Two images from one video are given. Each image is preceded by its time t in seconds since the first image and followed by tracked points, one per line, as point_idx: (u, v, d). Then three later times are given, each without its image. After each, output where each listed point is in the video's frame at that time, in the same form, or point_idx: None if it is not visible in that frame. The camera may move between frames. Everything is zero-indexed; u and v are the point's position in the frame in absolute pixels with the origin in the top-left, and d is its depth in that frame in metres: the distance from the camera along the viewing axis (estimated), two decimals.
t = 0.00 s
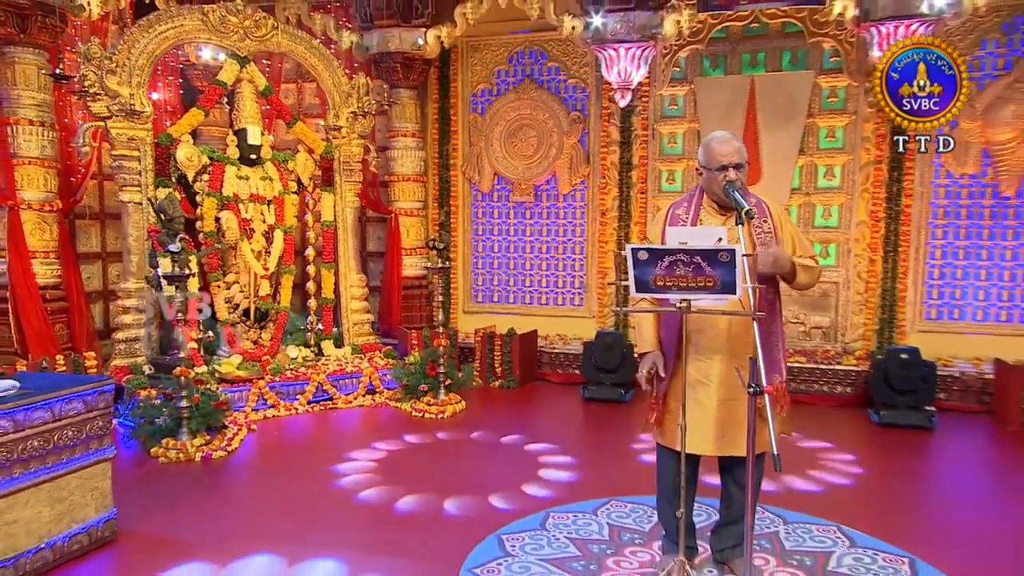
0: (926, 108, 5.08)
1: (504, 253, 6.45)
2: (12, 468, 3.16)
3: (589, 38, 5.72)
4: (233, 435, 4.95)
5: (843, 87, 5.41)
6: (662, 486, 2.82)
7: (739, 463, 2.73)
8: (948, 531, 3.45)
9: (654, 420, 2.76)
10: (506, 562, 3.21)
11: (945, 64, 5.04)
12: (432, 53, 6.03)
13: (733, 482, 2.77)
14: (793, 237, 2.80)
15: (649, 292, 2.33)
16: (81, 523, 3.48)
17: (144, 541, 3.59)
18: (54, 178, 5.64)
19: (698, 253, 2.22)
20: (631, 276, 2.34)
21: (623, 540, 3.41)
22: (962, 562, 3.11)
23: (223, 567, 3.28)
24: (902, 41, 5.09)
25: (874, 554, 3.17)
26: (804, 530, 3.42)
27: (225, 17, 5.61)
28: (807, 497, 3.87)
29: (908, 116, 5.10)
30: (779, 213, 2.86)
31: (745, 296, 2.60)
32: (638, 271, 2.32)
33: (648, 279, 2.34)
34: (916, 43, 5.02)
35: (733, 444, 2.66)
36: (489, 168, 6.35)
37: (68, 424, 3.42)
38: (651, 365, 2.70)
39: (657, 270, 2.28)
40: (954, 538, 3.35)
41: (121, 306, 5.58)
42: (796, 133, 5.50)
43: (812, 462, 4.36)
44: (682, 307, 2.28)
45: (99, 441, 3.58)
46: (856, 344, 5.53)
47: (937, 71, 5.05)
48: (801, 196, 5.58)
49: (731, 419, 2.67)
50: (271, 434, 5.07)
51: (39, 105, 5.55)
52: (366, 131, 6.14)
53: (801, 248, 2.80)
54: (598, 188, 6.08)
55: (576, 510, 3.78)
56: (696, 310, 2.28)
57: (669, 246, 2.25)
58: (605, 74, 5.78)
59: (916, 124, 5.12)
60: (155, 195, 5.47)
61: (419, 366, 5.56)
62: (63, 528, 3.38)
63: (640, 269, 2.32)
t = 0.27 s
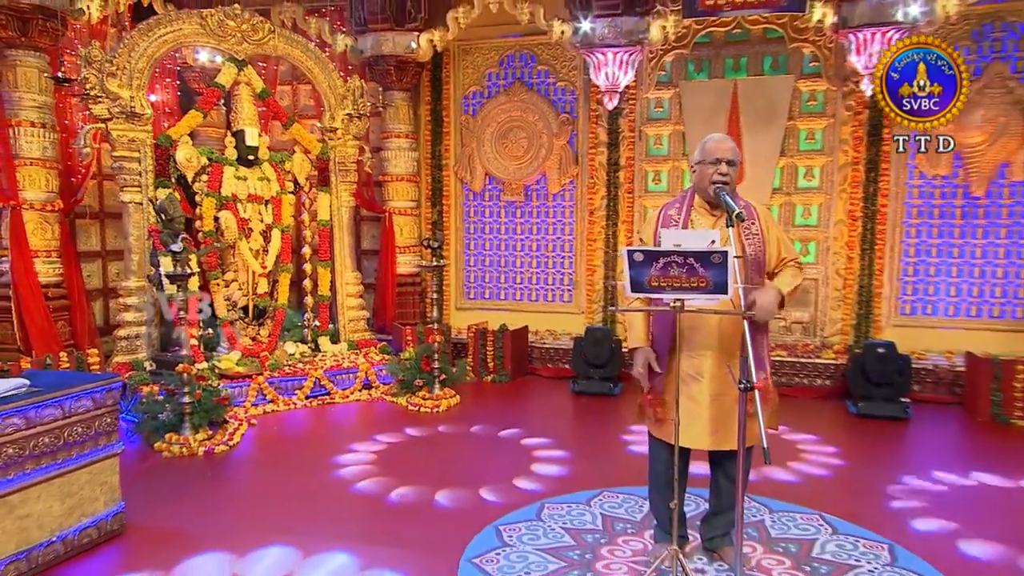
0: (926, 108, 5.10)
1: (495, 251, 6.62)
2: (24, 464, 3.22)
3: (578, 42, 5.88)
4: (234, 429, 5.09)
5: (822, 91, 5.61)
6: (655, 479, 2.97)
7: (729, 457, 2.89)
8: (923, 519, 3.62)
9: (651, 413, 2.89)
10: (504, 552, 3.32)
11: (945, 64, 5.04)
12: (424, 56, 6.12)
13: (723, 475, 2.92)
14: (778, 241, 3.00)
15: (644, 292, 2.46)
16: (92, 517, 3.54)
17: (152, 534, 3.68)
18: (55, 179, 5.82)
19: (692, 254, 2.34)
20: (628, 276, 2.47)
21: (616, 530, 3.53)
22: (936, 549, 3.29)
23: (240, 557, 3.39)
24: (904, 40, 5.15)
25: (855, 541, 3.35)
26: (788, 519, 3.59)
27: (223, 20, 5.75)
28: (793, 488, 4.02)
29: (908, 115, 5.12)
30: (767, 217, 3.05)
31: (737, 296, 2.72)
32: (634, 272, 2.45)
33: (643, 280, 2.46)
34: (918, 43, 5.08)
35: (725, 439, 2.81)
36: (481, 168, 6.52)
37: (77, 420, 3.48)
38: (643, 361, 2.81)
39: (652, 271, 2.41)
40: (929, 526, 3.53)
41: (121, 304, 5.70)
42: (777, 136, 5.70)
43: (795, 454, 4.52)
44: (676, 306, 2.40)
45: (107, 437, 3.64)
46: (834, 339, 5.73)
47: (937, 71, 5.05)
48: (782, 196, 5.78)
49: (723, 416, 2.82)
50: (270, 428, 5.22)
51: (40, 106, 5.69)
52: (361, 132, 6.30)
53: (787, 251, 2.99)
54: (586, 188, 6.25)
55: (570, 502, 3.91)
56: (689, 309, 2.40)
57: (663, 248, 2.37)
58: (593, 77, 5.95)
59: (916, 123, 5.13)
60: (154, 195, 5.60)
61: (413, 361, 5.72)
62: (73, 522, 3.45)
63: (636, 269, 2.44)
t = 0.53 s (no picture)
0: (928, 107, 5.47)
1: (485, 250, 6.85)
2: (38, 461, 3.37)
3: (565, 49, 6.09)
4: (235, 425, 5.29)
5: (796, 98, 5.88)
6: (645, 470, 3.10)
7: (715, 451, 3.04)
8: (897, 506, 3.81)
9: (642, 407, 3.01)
10: (501, 542, 3.51)
11: (945, 64, 5.42)
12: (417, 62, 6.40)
13: (709, 470, 3.07)
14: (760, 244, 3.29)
15: (636, 295, 2.57)
16: (102, 512, 3.70)
17: (162, 527, 3.83)
18: (57, 181, 5.99)
19: (682, 259, 2.49)
20: (620, 280, 2.58)
21: (606, 519, 3.73)
22: (907, 534, 3.48)
23: (251, 548, 3.56)
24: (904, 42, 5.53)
25: (833, 527, 3.54)
26: (769, 508, 3.76)
27: (220, 27, 5.92)
28: (772, 479, 4.21)
29: (909, 115, 5.52)
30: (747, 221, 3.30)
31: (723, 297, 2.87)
32: (627, 276, 2.56)
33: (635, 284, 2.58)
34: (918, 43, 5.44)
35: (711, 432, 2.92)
36: (471, 170, 6.73)
37: (88, 419, 3.64)
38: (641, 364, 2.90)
39: (644, 275, 2.54)
40: (901, 512, 3.72)
41: (123, 303, 5.87)
42: (755, 140, 5.96)
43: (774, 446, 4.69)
44: (667, 308, 2.52)
45: (117, 435, 3.81)
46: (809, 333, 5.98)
47: (937, 71, 5.43)
48: (759, 198, 6.03)
49: (710, 410, 2.92)
50: (269, 423, 5.42)
51: (42, 110, 5.85)
52: (355, 135, 6.50)
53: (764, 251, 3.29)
54: (573, 189, 6.48)
55: (562, 493, 4.11)
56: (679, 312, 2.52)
57: (655, 253, 2.51)
58: (579, 81, 6.18)
59: (918, 123, 5.51)
60: (155, 197, 5.80)
61: (408, 358, 5.95)
62: (85, 517, 3.60)
63: (628, 273, 2.56)
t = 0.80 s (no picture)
0: (926, 107, 5.69)
1: (474, 250, 7.11)
2: (52, 461, 3.51)
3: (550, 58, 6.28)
4: (237, 421, 5.52)
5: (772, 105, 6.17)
6: (631, 463, 3.29)
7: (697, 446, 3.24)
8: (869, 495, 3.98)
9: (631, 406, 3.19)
10: (496, 533, 3.76)
11: (945, 64, 5.61)
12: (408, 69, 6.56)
13: (693, 464, 3.29)
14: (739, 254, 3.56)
15: (625, 301, 2.75)
16: (114, 508, 3.87)
17: (173, 521, 4.03)
18: (60, 186, 6.20)
19: (669, 267, 2.67)
20: (610, 287, 2.76)
21: (596, 510, 4.00)
22: (876, 522, 3.65)
23: (260, 540, 3.77)
24: (906, 42, 5.73)
25: (808, 516, 3.70)
26: (748, 498, 3.92)
27: (219, 37, 6.13)
28: (749, 469, 4.38)
29: (908, 114, 5.73)
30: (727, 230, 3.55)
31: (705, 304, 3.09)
32: (616, 282, 2.74)
33: (624, 291, 2.76)
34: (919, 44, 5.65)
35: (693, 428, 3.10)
36: (460, 173, 6.98)
37: (100, 419, 3.78)
38: (622, 363, 3.13)
39: (632, 281, 2.69)
40: (872, 501, 3.90)
41: (127, 303, 6.08)
42: (732, 145, 6.25)
43: (751, 438, 4.87)
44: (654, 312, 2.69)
45: (127, 433, 3.96)
46: (783, 330, 6.27)
47: (937, 70, 5.63)
48: (736, 201, 6.33)
49: (693, 409, 3.10)
50: (269, 419, 5.65)
51: (45, 117, 6.04)
52: (349, 140, 6.73)
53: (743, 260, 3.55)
54: (559, 192, 6.75)
55: (553, 485, 4.38)
56: (666, 316, 2.70)
57: (644, 261, 2.69)
58: (565, 89, 6.43)
59: (916, 122, 5.73)
60: (156, 202, 6.02)
61: (402, 356, 6.25)
62: (97, 513, 3.77)
63: (618, 280, 2.73)
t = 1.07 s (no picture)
0: (926, 108, 5.61)
1: (465, 251, 7.35)
2: (64, 461, 3.66)
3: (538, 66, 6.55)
4: (237, 419, 5.71)
5: (750, 112, 6.45)
6: (620, 458, 3.51)
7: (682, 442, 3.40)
8: (842, 486, 4.20)
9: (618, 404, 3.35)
10: (490, 526, 3.98)
11: (945, 64, 5.53)
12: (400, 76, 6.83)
13: (677, 457, 3.48)
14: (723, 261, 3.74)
15: (613, 306, 2.96)
16: (121, 505, 4.03)
17: (183, 517, 4.22)
18: (61, 190, 6.38)
19: (655, 274, 2.87)
20: (599, 293, 2.97)
21: (585, 504, 4.24)
22: (850, 513, 3.85)
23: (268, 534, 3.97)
24: (906, 41, 5.64)
25: (785, 507, 3.91)
26: (729, 490, 4.12)
27: (217, 45, 6.30)
28: (727, 461, 4.58)
29: (909, 114, 5.64)
30: (711, 238, 3.73)
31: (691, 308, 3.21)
32: (605, 288, 2.95)
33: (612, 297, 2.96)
34: (920, 43, 5.57)
35: (678, 427, 3.25)
36: (451, 177, 7.22)
37: (108, 420, 3.93)
38: (609, 364, 3.26)
39: (620, 287, 2.89)
40: (845, 491, 4.12)
41: (128, 304, 6.29)
42: (713, 150, 6.52)
43: (732, 432, 5.07)
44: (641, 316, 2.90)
45: (134, 433, 4.11)
46: (761, 327, 6.56)
47: (938, 70, 5.53)
48: (716, 203, 6.60)
49: (677, 408, 3.25)
50: (268, 417, 5.87)
51: (47, 124, 6.23)
52: (343, 145, 6.94)
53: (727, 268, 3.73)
54: (546, 195, 6.99)
55: (544, 480, 4.61)
56: (652, 320, 2.91)
57: (631, 268, 2.89)
58: (552, 96, 6.66)
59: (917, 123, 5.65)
60: (156, 207, 6.22)
61: (396, 354, 6.49)
62: (107, 510, 3.94)
63: (607, 286, 2.94)
